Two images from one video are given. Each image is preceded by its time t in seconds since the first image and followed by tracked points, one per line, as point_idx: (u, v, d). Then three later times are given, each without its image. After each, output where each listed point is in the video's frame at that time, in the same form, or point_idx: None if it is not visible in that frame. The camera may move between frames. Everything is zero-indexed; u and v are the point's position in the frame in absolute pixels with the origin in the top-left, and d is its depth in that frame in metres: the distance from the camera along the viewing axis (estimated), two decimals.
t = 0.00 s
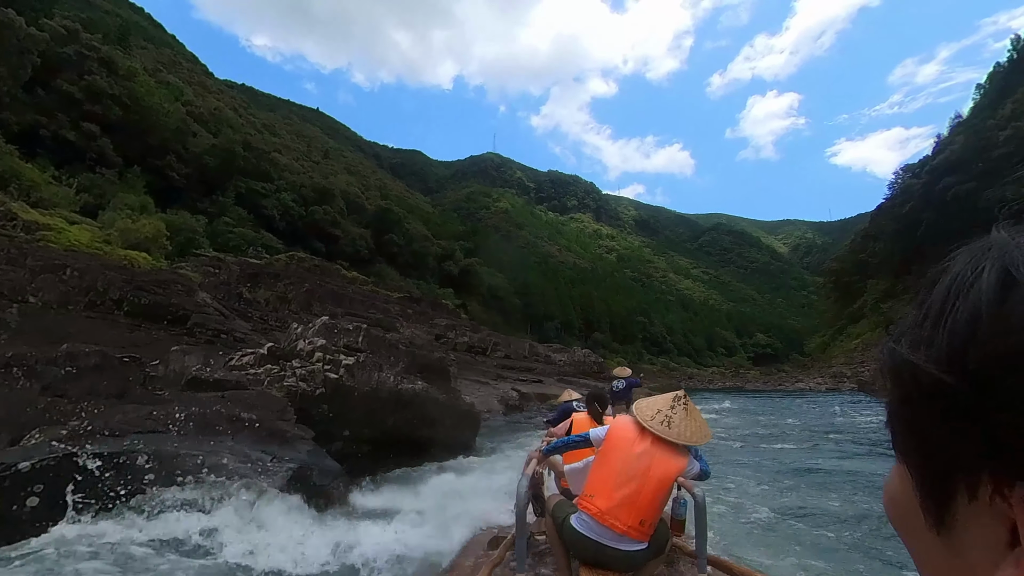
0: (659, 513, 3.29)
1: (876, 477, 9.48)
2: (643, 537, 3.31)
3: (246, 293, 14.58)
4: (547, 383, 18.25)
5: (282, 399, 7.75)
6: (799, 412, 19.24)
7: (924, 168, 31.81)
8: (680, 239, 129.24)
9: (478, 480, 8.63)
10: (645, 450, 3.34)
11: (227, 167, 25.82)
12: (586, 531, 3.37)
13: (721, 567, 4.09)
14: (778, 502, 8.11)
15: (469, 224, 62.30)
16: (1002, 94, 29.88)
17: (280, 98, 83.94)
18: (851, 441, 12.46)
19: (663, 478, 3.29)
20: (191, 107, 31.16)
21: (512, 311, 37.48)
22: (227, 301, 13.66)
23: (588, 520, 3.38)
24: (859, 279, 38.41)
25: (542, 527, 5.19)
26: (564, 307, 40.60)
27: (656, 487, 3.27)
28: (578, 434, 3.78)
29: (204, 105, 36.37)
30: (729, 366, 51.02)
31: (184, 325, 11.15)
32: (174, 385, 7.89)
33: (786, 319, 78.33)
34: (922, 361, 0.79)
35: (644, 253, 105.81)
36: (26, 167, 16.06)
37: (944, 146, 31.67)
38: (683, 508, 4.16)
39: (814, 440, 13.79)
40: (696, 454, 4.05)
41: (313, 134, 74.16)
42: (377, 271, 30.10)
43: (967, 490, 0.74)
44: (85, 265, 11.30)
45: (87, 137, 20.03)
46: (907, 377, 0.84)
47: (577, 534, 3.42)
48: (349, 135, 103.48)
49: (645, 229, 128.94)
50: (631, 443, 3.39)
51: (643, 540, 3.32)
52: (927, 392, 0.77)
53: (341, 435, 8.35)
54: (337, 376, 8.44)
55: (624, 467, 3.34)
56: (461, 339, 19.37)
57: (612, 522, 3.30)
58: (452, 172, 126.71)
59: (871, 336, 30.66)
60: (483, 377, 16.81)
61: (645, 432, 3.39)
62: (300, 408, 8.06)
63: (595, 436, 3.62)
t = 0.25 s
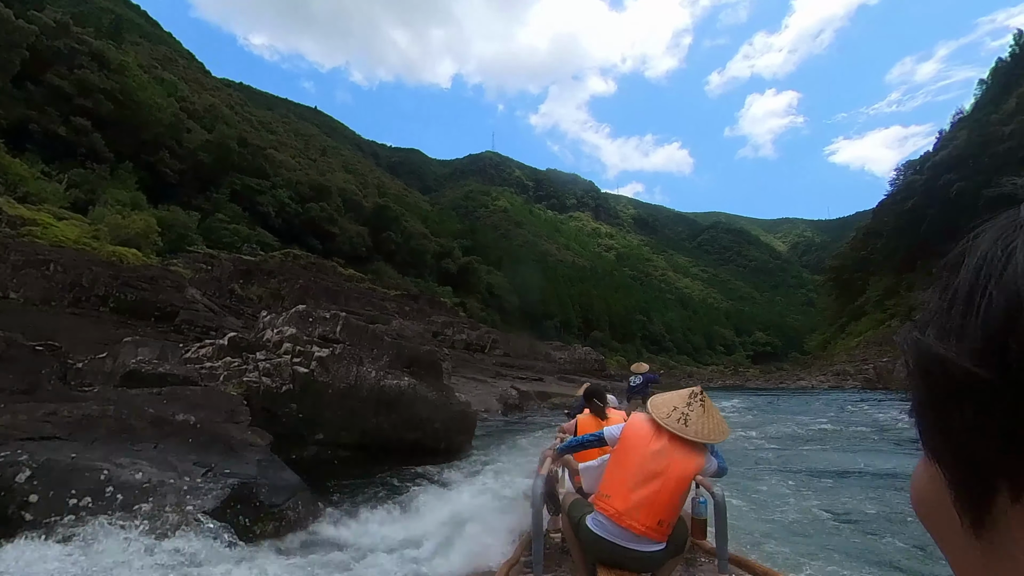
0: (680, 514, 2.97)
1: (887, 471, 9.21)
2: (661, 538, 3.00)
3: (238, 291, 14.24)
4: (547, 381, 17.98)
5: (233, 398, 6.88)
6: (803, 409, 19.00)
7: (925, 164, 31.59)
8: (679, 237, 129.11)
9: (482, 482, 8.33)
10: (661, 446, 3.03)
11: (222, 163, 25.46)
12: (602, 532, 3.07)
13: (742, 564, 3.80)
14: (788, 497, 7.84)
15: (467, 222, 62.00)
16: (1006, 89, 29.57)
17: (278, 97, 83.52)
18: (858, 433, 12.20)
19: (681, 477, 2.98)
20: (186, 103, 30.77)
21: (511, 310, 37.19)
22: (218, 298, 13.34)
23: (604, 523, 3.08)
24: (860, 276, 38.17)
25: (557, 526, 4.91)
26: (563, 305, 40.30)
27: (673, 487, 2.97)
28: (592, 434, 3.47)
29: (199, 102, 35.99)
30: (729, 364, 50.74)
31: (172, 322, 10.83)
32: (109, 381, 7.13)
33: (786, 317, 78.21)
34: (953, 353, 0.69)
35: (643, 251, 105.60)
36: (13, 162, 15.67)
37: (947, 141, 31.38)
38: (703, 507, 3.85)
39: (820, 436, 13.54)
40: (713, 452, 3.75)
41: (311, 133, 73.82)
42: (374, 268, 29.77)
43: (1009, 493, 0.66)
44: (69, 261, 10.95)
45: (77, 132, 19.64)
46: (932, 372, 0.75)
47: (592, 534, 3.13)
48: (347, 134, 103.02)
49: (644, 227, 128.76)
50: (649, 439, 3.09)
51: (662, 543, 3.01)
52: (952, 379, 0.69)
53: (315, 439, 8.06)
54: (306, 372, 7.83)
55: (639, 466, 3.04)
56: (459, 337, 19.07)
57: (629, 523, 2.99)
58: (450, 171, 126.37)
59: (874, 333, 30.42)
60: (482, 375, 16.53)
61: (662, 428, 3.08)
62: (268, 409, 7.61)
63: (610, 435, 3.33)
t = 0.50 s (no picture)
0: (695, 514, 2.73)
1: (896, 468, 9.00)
2: (676, 537, 2.78)
3: (230, 288, 13.94)
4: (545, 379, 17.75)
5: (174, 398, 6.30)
6: (804, 406, 18.82)
7: (927, 160, 31.39)
8: (678, 236, 129.02)
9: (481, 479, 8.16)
10: (677, 445, 2.76)
11: (217, 159, 25.12)
12: (614, 531, 2.84)
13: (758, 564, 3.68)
14: (794, 494, 7.64)
15: (466, 220, 61.72)
16: (1008, 85, 29.39)
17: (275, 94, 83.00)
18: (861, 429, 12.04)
19: (696, 479, 2.72)
20: (180, 99, 30.40)
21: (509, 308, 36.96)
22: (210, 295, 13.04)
23: (617, 519, 2.84)
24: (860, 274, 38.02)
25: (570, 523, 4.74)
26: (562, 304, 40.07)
27: (689, 488, 2.72)
28: (605, 432, 3.22)
29: (195, 98, 35.60)
30: (728, 363, 50.57)
31: (161, 319, 10.54)
32: (26, 376, 6.36)
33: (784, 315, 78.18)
34: (1015, 347, 0.67)
35: (641, 250, 105.45)
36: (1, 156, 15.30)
37: (949, 137, 31.18)
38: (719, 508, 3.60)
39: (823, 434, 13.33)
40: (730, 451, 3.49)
41: (308, 130, 73.48)
42: (372, 266, 29.51)
43: None
44: (55, 256, 10.64)
45: (69, 126, 19.27)
46: (994, 365, 0.72)
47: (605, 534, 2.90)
48: (345, 132, 102.55)
49: (642, 226, 128.64)
50: (664, 437, 2.81)
51: (677, 542, 2.79)
52: (1013, 372, 0.67)
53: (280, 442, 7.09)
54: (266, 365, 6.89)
55: (653, 464, 2.78)
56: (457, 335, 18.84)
57: (643, 523, 2.75)
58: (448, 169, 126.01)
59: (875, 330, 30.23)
60: (481, 373, 16.30)
61: (678, 426, 2.80)
62: (223, 409, 6.71)
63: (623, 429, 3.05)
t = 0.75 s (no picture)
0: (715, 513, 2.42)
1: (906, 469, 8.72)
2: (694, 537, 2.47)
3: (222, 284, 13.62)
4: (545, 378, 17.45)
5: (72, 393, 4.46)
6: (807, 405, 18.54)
7: (930, 157, 31.12)
8: (677, 235, 128.93)
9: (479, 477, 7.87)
10: (691, 442, 2.45)
11: (211, 155, 24.77)
12: (628, 530, 2.55)
13: (779, 566, 3.38)
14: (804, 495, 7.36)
15: (464, 220, 61.47)
16: (1012, 81, 29.15)
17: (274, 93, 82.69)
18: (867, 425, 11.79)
19: (714, 476, 2.41)
20: (175, 95, 30.05)
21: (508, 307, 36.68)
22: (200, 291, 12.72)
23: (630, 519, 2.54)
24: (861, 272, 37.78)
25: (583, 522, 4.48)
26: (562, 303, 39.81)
27: (706, 486, 2.40)
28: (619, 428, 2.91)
29: (191, 95, 35.26)
30: (728, 362, 50.32)
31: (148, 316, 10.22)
32: None
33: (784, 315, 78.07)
34: None
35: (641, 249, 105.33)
36: None
37: (952, 135, 30.92)
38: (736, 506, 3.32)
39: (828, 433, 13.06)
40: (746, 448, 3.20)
41: (307, 129, 73.30)
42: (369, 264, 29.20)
43: None
44: (39, 251, 10.31)
45: (59, 121, 18.90)
46: None
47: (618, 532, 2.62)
48: (344, 132, 102.32)
49: (642, 225, 128.53)
50: (678, 431, 2.50)
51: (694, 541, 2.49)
52: None
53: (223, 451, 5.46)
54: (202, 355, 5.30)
55: (667, 461, 2.47)
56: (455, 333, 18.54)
57: (659, 521, 2.44)
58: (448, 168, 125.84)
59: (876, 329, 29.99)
60: (479, 372, 16.00)
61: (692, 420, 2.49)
62: (141, 411, 4.96)
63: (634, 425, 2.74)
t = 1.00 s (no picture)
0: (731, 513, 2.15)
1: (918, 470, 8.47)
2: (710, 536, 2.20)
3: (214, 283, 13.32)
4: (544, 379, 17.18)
5: None
6: (810, 405, 18.30)
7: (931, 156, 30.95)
8: (676, 236, 128.91)
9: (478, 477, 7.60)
10: (704, 438, 2.18)
11: (206, 155, 24.47)
12: (639, 527, 2.28)
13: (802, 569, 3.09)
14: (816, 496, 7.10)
15: (463, 221, 61.25)
16: (1014, 79, 29.00)
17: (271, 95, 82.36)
18: (871, 425, 11.61)
19: (729, 471, 2.15)
20: (170, 95, 29.73)
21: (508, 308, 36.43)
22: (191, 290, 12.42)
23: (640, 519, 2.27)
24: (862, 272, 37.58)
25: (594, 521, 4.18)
26: (561, 303, 39.56)
27: (722, 483, 2.14)
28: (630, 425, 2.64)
29: (187, 95, 34.93)
30: (728, 363, 50.12)
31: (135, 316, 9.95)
32: None
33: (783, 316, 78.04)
34: None
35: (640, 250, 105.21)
36: None
37: (953, 133, 30.77)
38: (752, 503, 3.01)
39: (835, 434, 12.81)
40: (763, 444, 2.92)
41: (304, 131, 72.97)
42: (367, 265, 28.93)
43: None
44: (23, 250, 10.00)
45: (50, 120, 18.58)
46: None
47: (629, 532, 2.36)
48: (342, 134, 101.99)
49: (641, 226, 128.52)
50: (689, 428, 2.25)
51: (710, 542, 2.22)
52: None
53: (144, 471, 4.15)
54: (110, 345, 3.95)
55: (678, 457, 2.21)
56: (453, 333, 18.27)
57: (671, 519, 2.17)
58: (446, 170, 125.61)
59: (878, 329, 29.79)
60: (478, 373, 15.73)
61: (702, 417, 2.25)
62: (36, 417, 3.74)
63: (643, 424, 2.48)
